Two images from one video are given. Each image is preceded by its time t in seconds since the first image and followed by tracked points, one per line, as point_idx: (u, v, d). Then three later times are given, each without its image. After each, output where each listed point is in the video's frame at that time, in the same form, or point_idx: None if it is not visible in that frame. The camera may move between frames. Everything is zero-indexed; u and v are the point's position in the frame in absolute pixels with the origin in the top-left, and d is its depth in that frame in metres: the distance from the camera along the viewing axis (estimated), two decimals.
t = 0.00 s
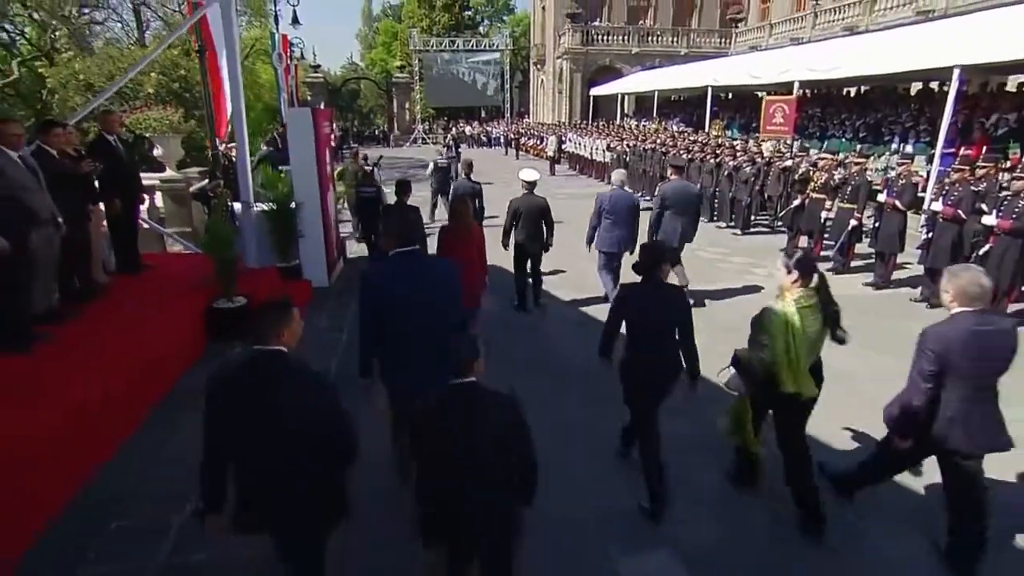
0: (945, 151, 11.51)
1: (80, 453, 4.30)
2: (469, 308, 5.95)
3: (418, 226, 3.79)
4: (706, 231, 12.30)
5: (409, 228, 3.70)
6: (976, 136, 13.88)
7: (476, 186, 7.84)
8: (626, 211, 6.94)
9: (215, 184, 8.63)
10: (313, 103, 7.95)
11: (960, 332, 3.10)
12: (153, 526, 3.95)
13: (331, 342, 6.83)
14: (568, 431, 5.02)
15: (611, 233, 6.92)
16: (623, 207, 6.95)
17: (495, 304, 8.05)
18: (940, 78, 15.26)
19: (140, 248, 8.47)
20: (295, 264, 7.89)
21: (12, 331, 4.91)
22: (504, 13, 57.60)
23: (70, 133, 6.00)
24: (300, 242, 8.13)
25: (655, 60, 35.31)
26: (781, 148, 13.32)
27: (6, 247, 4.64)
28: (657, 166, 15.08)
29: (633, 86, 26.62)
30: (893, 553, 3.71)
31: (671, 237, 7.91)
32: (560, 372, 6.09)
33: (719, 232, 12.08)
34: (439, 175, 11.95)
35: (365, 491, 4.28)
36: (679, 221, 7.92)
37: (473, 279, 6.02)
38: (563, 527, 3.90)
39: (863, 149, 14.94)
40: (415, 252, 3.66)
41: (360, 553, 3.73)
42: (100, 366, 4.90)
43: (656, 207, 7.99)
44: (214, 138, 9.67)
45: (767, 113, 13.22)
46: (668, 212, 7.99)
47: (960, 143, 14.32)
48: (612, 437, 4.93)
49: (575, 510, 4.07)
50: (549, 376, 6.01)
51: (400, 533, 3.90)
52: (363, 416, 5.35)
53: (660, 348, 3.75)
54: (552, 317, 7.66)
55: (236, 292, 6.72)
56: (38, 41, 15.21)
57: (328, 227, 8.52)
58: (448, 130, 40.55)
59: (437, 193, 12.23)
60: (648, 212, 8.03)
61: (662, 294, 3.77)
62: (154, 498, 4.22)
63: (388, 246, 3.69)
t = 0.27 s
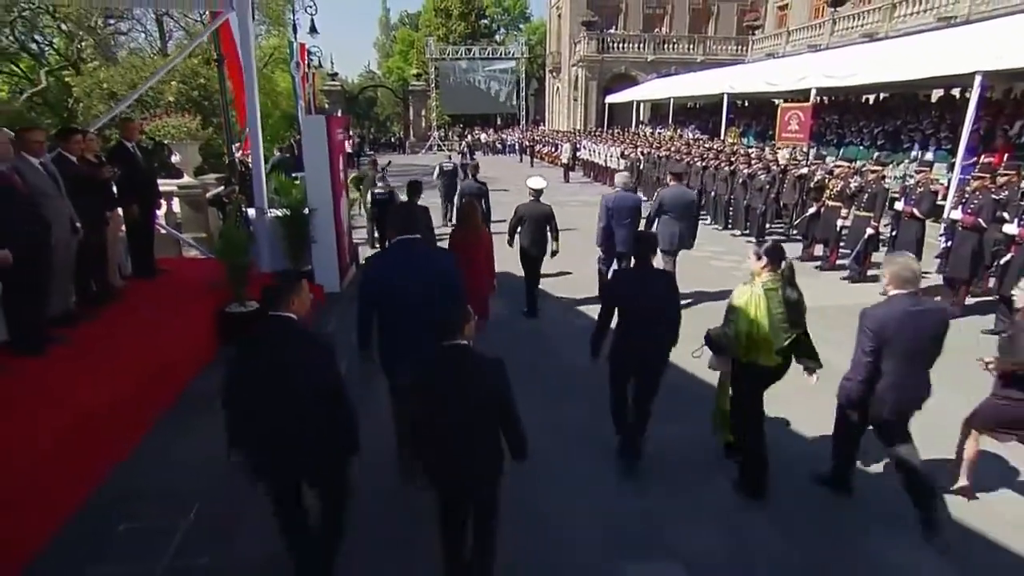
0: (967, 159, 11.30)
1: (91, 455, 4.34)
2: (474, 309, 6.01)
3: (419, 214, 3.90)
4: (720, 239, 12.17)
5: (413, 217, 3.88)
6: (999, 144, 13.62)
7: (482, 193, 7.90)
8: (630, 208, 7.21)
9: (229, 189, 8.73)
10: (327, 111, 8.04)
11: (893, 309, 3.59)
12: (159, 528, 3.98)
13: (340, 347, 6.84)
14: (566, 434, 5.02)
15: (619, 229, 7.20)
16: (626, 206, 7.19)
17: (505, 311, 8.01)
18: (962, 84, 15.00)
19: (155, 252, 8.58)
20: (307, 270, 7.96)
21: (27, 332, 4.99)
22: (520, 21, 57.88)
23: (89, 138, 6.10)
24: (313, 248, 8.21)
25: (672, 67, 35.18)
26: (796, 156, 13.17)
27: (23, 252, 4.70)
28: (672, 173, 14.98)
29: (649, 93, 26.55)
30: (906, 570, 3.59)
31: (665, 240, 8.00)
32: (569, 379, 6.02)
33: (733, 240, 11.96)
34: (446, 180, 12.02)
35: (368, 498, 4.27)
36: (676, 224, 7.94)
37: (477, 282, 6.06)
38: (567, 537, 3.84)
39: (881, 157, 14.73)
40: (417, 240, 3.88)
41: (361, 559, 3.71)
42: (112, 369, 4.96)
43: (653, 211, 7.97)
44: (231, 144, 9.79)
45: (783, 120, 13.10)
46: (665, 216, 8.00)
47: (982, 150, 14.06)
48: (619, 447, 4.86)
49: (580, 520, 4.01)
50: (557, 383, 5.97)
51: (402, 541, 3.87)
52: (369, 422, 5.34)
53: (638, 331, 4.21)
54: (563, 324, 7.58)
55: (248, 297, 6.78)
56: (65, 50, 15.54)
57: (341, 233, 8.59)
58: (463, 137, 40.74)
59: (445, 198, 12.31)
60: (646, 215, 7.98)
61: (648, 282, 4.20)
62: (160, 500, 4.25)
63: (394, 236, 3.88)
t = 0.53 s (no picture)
0: (988, 165, 11.10)
1: (102, 455, 4.39)
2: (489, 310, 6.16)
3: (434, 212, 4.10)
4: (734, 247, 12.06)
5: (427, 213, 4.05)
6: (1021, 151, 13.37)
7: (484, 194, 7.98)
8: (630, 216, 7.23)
9: (244, 196, 8.85)
10: (340, 117, 8.12)
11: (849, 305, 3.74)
12: (166, 529, 4.02)
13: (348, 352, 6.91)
14: (572, 440, 4.97)
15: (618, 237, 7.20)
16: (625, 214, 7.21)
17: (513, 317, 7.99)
18: (983, 91, 14.77)
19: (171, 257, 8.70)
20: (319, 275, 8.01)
21: (44, 334, 5.07)
22: (536, 29, 58.15)
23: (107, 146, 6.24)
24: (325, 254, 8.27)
25: (687, 75, 35.09)
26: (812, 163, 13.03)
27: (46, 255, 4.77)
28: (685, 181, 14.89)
29: (664, 101, 26.48)
30: None
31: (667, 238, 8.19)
32: (577, 386, 5.98)
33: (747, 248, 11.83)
34: (456, 186, 12.08)
35: (372, 501, 4.27)
36: (677, 226, 8.11)
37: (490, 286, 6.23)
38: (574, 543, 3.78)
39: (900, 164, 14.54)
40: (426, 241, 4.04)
41: (365, 563, 3.68)
42: (126, 370, 5.03)
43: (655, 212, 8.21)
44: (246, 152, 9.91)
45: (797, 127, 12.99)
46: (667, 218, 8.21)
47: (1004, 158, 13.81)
48: (628, 454, 4.80)
49: (587, 526, 3.95)
50: (566, 389, 5.92)
51: (407, 545, 3.84)
52: (377, 427, 5.33)
53: (632, 332, 4.27)
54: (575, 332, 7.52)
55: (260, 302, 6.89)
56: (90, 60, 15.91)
57: (353, 239, 8.65)
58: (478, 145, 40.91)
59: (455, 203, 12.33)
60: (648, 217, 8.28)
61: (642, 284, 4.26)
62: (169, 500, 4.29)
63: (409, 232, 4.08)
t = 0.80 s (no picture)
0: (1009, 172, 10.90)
1: (113, 457, 4.46)
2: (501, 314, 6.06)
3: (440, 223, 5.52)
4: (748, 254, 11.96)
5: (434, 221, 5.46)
6: None
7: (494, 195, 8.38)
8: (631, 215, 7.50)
9: (257, 201, 8.96)
10: (352, 124, 8.20)
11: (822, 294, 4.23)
12: (174, 529, 4.06)
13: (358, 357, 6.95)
14: (579, 446, 4.96)
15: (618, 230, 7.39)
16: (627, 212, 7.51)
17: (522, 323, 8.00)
18: (1004, 96, 14.54)
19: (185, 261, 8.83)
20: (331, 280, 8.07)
21: (61, 337, 5.16)
22: (551, 37, 58.38)
23: (124, 151, 6.34)
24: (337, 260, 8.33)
25: (702, 82, 34.96)
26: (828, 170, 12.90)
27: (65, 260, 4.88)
28: (699, 188, 14.80)
29: (679, 108, 26.39)
30: None
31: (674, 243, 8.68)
32: (584, 392, 5.95)
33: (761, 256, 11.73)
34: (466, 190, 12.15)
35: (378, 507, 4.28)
36: (680, 227, 8.62)
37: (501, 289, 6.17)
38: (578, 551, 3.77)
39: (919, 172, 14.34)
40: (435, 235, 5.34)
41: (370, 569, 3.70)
42: (138, 373, 5.10)
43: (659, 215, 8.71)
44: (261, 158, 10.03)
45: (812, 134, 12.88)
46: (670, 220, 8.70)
47: None
48: (634, 462, 4.76)
49: (591, 533, 3.93)
50: (576, 395, 5.88)
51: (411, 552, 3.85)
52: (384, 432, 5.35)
53: (626, 322, 4.81)
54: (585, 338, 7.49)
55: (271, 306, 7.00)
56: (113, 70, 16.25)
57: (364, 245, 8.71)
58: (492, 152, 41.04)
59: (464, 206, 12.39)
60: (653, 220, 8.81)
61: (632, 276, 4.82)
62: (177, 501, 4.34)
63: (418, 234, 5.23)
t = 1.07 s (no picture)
0: None
1: (122, 458, 4.49)
2: (500, 312, 6.45)
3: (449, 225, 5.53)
4: (761, 262, 11.82)
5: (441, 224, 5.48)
6: None
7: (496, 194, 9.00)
8: (634, 222, 7.61)
9: (269, 207, 9.06)
10: (365, 132, 8.28)
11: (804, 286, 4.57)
12: (179, 530, 4.08)
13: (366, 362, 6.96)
14: (583, 449, 4.92)
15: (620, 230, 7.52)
16: (629, 219, 7.61)
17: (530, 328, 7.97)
18: None
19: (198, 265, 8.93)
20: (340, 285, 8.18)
21: (75, 339, 5.24)
22: (566, 45, 58.56)
23: (139, 157, 6.42)
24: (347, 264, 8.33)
25: (717, 89, 34.81)
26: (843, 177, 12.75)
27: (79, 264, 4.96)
28: (712, 195, 14.72)
29: (692, 116, 26.33)
30: None
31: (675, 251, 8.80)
32: (590, 398, 5.90)
33: (774, 263, 11.59)
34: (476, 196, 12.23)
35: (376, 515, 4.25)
36: (680, 230, 8.71)
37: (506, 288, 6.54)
38: (578, 553, 3.71)
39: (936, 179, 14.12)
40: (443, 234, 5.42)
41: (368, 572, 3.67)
42: (148, 375, 5.14)
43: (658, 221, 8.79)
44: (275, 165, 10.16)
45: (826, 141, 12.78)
46: (669, 224, 8.78)
47: None
48: (641, 467, 4.69)
49: (594, 537, 3.86)
50: (584, 401, 5.82)
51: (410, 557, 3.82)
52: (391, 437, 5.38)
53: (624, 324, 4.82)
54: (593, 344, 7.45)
55: (281, 310, 7.07)
56: (134, 78, 16.58)
57: (375, 252, 8.75)
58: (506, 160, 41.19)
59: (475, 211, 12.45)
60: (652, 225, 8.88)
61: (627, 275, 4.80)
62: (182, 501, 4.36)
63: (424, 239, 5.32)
